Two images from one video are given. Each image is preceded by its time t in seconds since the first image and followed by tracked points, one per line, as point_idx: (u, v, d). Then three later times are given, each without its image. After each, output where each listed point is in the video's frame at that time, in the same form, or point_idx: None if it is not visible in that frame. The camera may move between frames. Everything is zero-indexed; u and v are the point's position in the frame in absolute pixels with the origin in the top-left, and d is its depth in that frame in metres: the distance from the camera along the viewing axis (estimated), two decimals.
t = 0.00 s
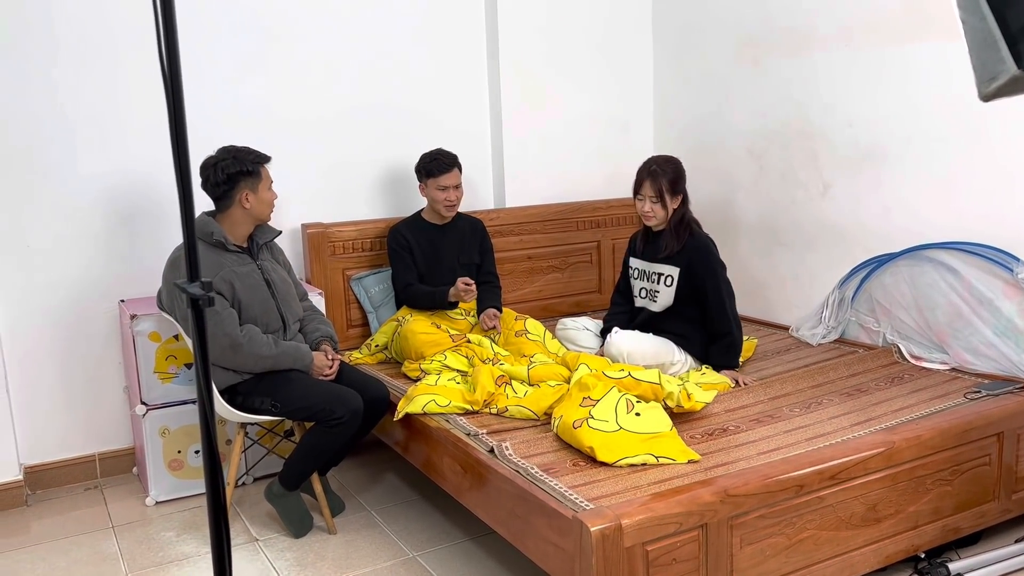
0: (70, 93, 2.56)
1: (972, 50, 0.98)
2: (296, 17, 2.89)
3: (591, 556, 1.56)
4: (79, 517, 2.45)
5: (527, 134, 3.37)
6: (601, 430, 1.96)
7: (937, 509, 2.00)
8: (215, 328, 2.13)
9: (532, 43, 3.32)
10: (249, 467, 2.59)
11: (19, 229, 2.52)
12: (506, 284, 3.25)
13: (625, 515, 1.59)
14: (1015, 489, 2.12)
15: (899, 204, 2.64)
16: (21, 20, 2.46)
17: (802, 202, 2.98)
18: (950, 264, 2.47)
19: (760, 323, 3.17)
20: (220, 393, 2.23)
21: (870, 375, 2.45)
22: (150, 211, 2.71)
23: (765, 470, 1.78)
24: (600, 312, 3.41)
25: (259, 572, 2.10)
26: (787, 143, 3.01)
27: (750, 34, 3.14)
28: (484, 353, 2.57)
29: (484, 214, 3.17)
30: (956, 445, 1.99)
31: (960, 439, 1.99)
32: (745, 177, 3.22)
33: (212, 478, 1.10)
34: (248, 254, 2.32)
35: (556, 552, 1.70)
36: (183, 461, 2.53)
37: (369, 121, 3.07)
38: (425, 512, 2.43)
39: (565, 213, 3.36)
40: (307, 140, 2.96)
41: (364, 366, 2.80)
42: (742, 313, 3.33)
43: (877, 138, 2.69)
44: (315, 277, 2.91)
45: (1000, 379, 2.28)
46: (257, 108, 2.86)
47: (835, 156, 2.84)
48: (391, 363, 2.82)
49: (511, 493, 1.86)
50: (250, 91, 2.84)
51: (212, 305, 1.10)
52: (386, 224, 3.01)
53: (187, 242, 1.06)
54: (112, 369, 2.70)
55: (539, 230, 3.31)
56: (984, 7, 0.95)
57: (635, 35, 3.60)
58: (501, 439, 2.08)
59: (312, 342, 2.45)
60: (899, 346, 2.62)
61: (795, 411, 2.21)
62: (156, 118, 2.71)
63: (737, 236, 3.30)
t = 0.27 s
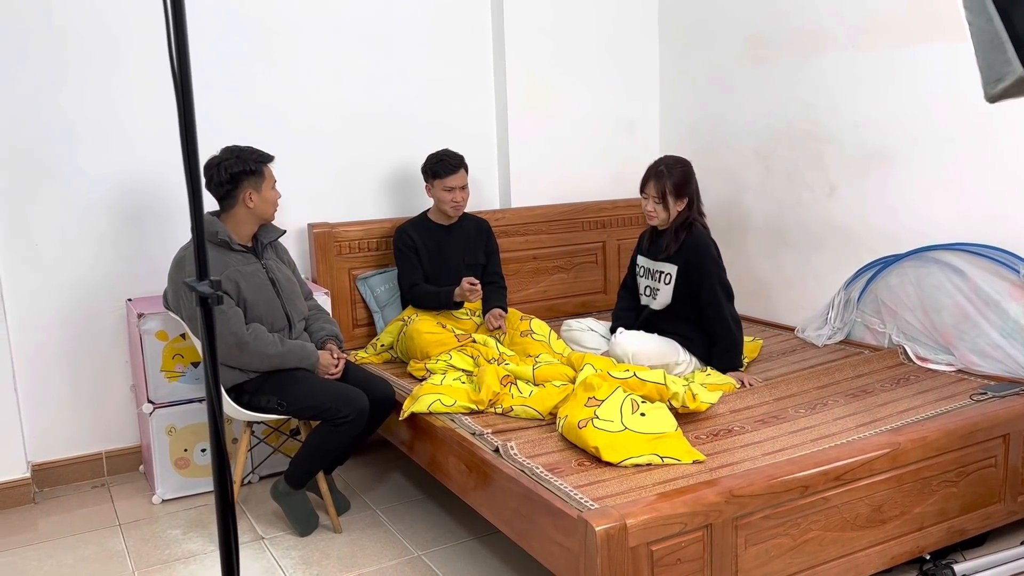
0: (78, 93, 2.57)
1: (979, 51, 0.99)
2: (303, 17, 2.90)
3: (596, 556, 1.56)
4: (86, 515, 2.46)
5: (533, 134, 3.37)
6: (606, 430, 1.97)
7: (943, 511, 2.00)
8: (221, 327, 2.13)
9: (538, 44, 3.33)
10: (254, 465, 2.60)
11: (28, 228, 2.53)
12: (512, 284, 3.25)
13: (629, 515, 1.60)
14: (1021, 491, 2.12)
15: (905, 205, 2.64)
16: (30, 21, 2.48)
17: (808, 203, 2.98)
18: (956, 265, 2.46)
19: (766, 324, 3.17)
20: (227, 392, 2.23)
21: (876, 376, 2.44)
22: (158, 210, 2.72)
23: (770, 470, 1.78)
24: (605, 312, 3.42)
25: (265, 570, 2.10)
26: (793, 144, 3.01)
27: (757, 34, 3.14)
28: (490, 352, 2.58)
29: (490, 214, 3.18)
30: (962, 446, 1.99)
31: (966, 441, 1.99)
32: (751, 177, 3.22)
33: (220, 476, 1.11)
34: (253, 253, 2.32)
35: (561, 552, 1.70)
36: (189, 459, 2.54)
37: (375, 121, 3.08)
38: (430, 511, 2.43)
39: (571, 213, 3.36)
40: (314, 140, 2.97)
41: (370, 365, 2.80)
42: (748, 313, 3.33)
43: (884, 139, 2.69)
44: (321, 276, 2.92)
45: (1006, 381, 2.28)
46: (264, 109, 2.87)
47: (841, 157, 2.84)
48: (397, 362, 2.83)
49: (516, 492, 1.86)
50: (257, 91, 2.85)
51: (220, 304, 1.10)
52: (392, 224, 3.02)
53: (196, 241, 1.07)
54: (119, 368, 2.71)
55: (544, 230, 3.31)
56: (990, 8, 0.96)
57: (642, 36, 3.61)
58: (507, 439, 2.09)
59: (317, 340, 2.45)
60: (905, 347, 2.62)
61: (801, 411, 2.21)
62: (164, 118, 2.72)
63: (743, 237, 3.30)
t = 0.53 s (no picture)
0: (83, 94, 2.58)
1: (982, 52, 0.99)
2: (308, 17, 2.91)
3: (599, 557, 1.56)
4: (91, 514, 2.47)
5: (538, 135, 3.38)
6: (609, 431, 1.97)
7: (947, 513, 1.99)
8: (225, 326, 2.14)
9: (543, 44, 3.33)
10: (259, 465, 2.61)
11: (33, 228, 2.54)
12: (516, 285, 3.25)
13: (632, 516, 1.60)
14: None
15: (910, 206, 2.64)
16: (35, 22, 2.49)
17: (813, 204, 2.97)
18: (961, 266, 2.46)
19: (771, 325, 3.17)
20: (231, 391, 2.24)
21: (880, 378, 2.44)
22: (163, 210, 2.73)
23: (774, 471, 1.78)
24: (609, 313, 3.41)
25: (269, 569, 2.11)
26: (798, 144, 3.01)
27: (762, 35, 3.13)
28: (493, 353, 2.58)
29: (494, 215, 3.18)
30: (967, 448, 1.99)
31: (970, 443, 1.98)
32: (755, 178, 3.21)
33: (222, 476, 1.11)
34: (258, 253, 2.33)
35: (564, 553, 1.70)
36: (193, 459, 2.54)
37: (380, 122, 3.09)
38: (434, 511, 2.43)
39: (576, 214, 3.36)
40: (318, 140, 2.97)
41: (374, 365, 2.81)
42: (752, 315, 3.33)
43: (888, 140, 2.68)
44: (326, 276, 2.93)
45: (1011, 383, 2.27)
46: (269, 109, 2.87)
47: (845, 158, 2.83)
48: (401, 362, 2.84)
49: (519, 493, 1.86)
50: (262, 92, 2.86)
51: (223, 304, 1.10)
52: (396, 224, 3.03)
53: (199, 241, 1.07)
54: (124, 367, 2.72)
55: (549, 231, 3.31)
56: (993, 9, 0.96)
57: (646, 36, 3.61)
58: (510, 439, 2.09)
59: (321, 340, 2.46)
60: (909, 348, 2.61)
61: (805, 413, 2.21)
62: (169, 119, 2.73)
63: (748, 238, 3.29)
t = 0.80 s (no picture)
0: (87, 95, 2.59)
1: (984, 53, 0.99)
2: (311, 19, 2.91)
3: (601, 558, 1.56)
4: (95, 514, 2.48)
5: (541, 136, 3.38)
6: (612, 432, 1.97)
7: (951, 515, 1.99)
8: (229, 327, 2.14)
9: (547, 46, 3.33)
10: (262, 465, 2.62)
11: (38, 229, 2.55)
12: (519, 286, 3.25)
13: (635, 517, 1.60)
14: None
15: (913, 208, 2.63)
16: (40, 24, 2.50)
17: (817, 206, 2.97)
18: (966, 268, 2.45)
19: (774, 326, 3.16)
20: (234, 392, 2.25)
21: (884, 379, 2.43)
22: (167, 211, 2.73)
23: (776, 473, 1.77)
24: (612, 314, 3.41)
25: (272, 570, 2.11)
26: (802, 146, 3.01)
27: (765, 36, 3.13)
28: (497, 354, 2.58)
29: (498, 216, 3.18)
30: (970, 450, 1.98)
31: (974, 445, 1.98)
32: (759, 179, 3.21)
33: (224, 476, 1.11)
34: (262, 254, 2.34)
35: (566, 554, 1.70)
36: (197, 459, 2.55)
37: (383, 123, 3.09)
38: (437, 512, 2.44)
39: (579, 215, 3.36)
40: (322, 141, 2.98)
41: (377, 366, 2.81)
42: (755, 316, 3.32)
43: (892, 141, 2.68)
44: (329, 277, 2.93)
45: (1016, 385, 2.26)
46: (273, 110, 2.88)
47: (849, 160, 2.83)
48: (404, 363, 2.84)
49: (522, 494, 1.86)
50: (266, 93, 2.86)
51: (225, 305, 1.11)
52: (400, 225, 3.03)
53: (201, 243, 1.07)
54: (128, 368, 2.73)
55: (552, 232, 3.31)
56: (995, 10, 0.96)
57: (650, 37, 3.61)
58: (513, 440, 2.09)
59: (325, 341, 2.46)
60: (913, 350, 2.60)
61: (808, 414, 2.20)
62: (172, 120, 2.73)
63: (752, 239, 3.29)
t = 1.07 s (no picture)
0: (92, 97, 2.60)
1: (989, 56, 0.99)
2: (316, 20, 2.92)
3: (605, 560, 1.56)
4: (99, 514, 2.48)
5: (545, 137, 3.38)
6: (616, 434, 1.97)
7: (955, 517, 1.98)
8: (233, 328, 2.14)
9: (550, 47, 3.33)
10: (266, 466, 2.62)
11: (43, 230, 2.56)
12: (523, 287, 3.26)
13: (638, 519, 1.60)
14: None
15: (917, 209, 2.63)
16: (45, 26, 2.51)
17: (821, 207, 2.96)
18: (970, 269, 2.45)
19: (778, 327, 3.16)
20: (239, 393, 2.25)
21: (888, 381, 2.43)
22: (171, 212, 2.74)
23: (780, 475, 1.77)
24: (616, 315, 3.41)
25: (276, 570, 2.12)
26: (805, 147, 3.00)
27: (769, 37, 3.13)
28: (500, 355, 2.58)
29: (501, 217, 3.18)
30: (975, 452, 1.98)
31: (978, 447, 1.98)
32: (763, 180, 3.21)
33: (229, 477, 1.11)
34: (266, 255, 2.34)
35: (569, 555, 1.70)
36: (201, 460, 2.56)
37: (387, 124, 3.10)
38: (440, 513, 2.44)
39: (582, 216, 3.36)
40: (326, 142, 2.98)
41: (381, 367, 2.81)
42: (759, 317, 3.32)
43: (896, 143, 2.67)
44: (333, 278, 2.93)
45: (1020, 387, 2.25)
46: (277, 111, 2.89)
47: (853, 161, 2.82)
48: (408, 364, 2.84)
49: (525, 495, 1.86)
50: (270, 94, 2.87)
51: (230, 307, 1.11)
52: (403, 226, 3.03)
53: (206, 245, 1.08)
54: (132, 369, 2.74)
55: (556, 233, 3.31)
56: (1000, 13, 0.96)
57: (654, 38, 3.61)
58: (516, 442, 2.09)
59: (329, 343, 2.46)
60: (917, 352, 2.60)
61: (812, 416, 2.20)
62: (177, 122, 2.74)
63: (755, 241, 3.29)
